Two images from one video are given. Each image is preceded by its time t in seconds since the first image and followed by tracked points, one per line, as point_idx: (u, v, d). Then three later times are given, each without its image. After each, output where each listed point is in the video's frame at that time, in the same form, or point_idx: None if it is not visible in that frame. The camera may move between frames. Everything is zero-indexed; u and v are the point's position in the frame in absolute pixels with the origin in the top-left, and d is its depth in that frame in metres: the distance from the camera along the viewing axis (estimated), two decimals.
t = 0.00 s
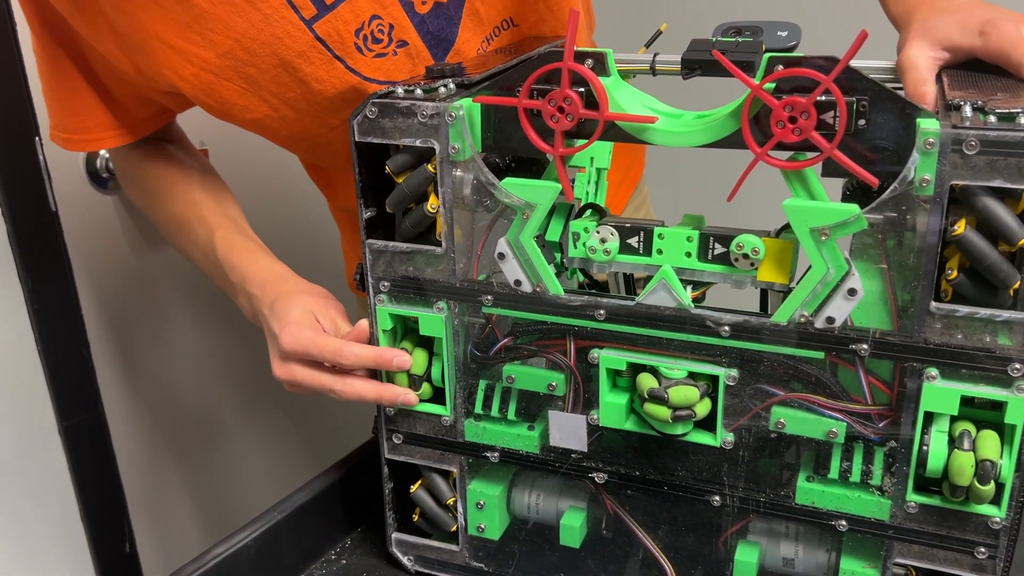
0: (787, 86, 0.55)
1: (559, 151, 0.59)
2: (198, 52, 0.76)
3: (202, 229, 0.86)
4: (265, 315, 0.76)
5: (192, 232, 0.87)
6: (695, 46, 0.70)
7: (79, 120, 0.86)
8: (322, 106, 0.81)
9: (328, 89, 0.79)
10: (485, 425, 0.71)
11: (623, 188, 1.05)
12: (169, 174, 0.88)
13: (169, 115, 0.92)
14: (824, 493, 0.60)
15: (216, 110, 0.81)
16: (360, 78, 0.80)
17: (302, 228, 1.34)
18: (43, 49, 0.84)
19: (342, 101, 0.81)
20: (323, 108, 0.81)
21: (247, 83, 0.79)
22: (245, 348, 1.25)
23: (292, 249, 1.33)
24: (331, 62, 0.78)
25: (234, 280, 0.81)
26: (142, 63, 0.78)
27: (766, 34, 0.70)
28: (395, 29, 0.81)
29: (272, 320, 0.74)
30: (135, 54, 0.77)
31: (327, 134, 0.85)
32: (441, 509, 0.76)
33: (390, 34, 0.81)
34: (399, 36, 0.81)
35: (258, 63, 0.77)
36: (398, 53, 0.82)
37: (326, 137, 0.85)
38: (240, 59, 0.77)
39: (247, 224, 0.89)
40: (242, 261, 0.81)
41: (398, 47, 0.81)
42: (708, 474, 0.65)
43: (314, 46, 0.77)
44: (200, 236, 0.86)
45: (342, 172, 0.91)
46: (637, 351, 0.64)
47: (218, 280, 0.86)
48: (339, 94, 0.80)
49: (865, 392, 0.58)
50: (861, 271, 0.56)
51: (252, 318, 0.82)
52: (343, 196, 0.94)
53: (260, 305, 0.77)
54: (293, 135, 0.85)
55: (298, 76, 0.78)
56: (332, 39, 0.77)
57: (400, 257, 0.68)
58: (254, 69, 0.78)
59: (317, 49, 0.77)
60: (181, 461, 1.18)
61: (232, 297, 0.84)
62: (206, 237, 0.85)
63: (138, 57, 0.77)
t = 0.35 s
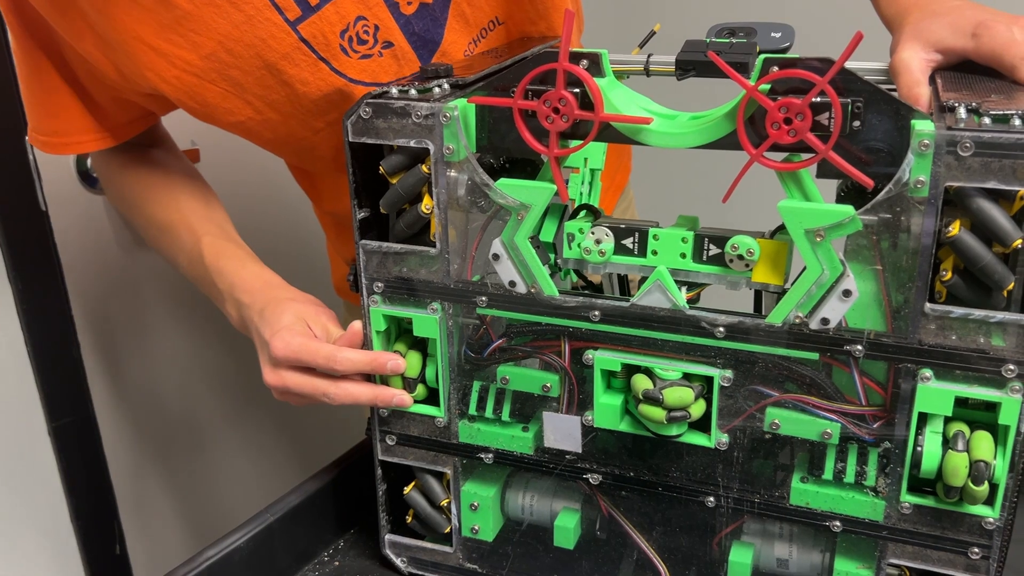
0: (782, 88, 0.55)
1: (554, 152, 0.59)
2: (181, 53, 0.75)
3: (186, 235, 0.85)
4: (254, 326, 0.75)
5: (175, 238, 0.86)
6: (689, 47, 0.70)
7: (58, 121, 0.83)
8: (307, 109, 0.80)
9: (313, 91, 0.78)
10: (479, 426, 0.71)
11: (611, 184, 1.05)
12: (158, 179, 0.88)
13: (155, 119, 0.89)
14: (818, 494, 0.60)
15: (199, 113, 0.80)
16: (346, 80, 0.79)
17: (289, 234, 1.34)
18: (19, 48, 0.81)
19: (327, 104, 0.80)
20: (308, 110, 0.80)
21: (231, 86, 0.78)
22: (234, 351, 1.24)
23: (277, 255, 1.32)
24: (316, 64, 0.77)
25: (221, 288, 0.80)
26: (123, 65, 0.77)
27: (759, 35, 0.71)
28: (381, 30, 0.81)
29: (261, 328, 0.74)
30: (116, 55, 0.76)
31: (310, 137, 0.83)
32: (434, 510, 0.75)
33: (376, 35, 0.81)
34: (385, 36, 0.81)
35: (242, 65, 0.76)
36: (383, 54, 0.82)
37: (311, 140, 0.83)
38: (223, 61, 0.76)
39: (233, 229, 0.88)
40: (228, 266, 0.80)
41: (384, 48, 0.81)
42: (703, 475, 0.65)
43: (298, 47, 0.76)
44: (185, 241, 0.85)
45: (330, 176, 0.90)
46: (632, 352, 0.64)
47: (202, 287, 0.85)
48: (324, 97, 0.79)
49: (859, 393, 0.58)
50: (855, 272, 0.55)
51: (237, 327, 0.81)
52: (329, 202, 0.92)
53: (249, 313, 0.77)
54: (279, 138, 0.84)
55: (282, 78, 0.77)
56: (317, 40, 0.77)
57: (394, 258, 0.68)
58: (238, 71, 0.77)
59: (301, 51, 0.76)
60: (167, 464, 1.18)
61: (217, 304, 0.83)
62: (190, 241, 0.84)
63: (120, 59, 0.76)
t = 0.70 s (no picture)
0: (779, 88, 0.55)
1: (551, 152, 0.59)
2: (169, 15, 0.76)
3: (188, 228, 0.84)
4: (253, 322, 0.75)
5: (177, 232, 0.85)
6: (685, 48, 0.70)
7: (50, 89, 0.83)
8: (291, 79, 0.81)
9: (298, 59, 0.79)
10: (475, 427, 0.71)
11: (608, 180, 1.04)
12: (159, 171, 0.87)
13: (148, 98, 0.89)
14: (814, 494, 0.60)
15: (186, 84, 0.80)
16: (331, 49, 0.80)
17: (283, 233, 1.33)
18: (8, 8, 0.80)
19: (311, 73, 0.81)
20: (293, 82, 0.81)
21: (219, 49, 0.79)
22: (228, 351, 1.23)
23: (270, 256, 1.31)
24: (302, 31, 0.78)
25: (221, 284, 0.80)
26: (113, 33, 0.77)
27: (755, 36, 0.70)
28: (368, 4, 0.82)
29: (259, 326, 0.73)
30: (107, 21, 0.76)
31: (296, 112, 0.84)
32: (431, 511, 0.75)
33: (363, 9, 0.82)
34: (372, 10, 0.82)
35: (230, 27, 0.78)
36: (370, 28, 0.82)
37: (296, 116, 0.85)
38: (212, 21, 0.77)
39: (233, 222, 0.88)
40: (230, 263, 0.80)
41: (370, 22, 0.82)
42: (699, 476, 0.65)
43: (285, 12, 0.77)
44: (186, 235, 0.84)
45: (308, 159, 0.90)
46: (629, 353, 0.63)
47: (202, 282, 0.85)
48: (309, 65, 0.80)
49: (856, 393, 0.58)
50: (852, 273, 0.56)
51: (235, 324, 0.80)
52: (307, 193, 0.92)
53: (247, 312, 0.76)
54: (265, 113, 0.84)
55: (268, 42, 0.79)
56: (304, 8, 0.78)
57: (390, 258, 0.67)
58: (226, 33, 0.78)
59: (287, 16, 0.77)
60: (163, 464, 1.17)
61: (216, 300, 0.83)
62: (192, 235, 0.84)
63: (110, 25, 0.76)
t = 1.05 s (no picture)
0: (774, 91, 0.55)
1: (546, 154, 0.59)
2: None
3: (174, 220, 0.82)
4: (241, 323, 0.75)
5: (161, 223, 0.83)
6: (680, 49, 0.70)
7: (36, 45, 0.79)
8: (278, 30, 0.80)
9: (284, 8, 0.79)
10: (470, 429, 0.70)
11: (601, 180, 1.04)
12: (147, 159, 0.85)
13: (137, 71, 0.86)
14: (809, 496, 0.60)
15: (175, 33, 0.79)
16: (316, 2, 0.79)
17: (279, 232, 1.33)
18: None
19: (297, 25, 0.80)
20: (280, 33, 0.81)
21: None
22: (220, 351, 1.23)
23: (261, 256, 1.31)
24: None
25: (207, 281, 0.79)
26: None
27: (749, 37, 0.70)
28: None
29: (249, 327, 0.73)
30: None
31: (281, 70, 0.83)
32: (425, 514, 0.75)
33: None
34: None
35: None
36: None
37: (281, 74, 0.84)
38: None
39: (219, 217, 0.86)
40: (216, 261, 0.79)
41: None
42: (694, 478, 0.65)
43: None
44: (171, 228, 0.82)
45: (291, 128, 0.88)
46: (624, 355, 0.63)
47: (183, 277, 0.83)
48: (294, 16, 0.79)
49: (850, 395, 0.58)
50: (847, 275, 0.56)
51: (220, 321, 0.80)
52: (291, 169, 0.90)
53: (234, 311, 0.76)
54: (250, 69, 0.83)
55: None
56: None
57: (385, 260, 0.67)
58: None
59: None
60: (156, 464, 1.16)
61: (200, 296, 0.82)
62: (177, 229, 0.82)
63: None
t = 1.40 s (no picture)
0: (769, 91, 0.55)
1: (541, 154, 0.59)
2: None
3: (167, 216, 0.82)
4: (233, 318, 0.75)
5: (155, 219, 0.83)
6: (674, 49, 0.70)
7: (31, 26, 0.77)
8: (280, 13, 0.80)
9: None
10: (465, 429, 0.70)
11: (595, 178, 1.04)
12: (144, 154, 0.84)
13: (136, 61, 0.86)
14: (804, 496, 0.60)
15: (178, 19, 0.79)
16: None
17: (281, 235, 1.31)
18: None
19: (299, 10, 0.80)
20: (281, 18, 0.81)
21: None
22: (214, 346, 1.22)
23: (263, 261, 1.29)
24: None
25: (199, 279, 0.79)
26: None
27: (745, 37, 0.71)
28: None
29: (242, 325, 0.73)
30: None
31: (281, 55, 0.83)
32: (420, 514, 0.75)
33: None
34: None
35: None
36: None
37: (282, 59, 0.83)
38: None
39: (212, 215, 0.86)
40: (209, 260, 0.79)
41: None
42: (689, 478, 0.65)
43: None
44: (164, 224, 0.82)
45: (292, 115, 0.88)
46: (619, 355, 0.63)
47: (174, 273, 0.83)
48: None
49: (845, 396, 0.58)
50: (842, 276, 0.55)
51: (209, 318, 0.79)
52: (290, 158, 0.90)
53: (227, 309, 0.75)
54: (250, 54, 0.82)
55: None
56: None
57: (380, 260, 0.67)
58: None
59: None
60: (154, 460, 1.16)
61: (190, 294, 0.81)
62: (169, 227, 0.82)
63: None
